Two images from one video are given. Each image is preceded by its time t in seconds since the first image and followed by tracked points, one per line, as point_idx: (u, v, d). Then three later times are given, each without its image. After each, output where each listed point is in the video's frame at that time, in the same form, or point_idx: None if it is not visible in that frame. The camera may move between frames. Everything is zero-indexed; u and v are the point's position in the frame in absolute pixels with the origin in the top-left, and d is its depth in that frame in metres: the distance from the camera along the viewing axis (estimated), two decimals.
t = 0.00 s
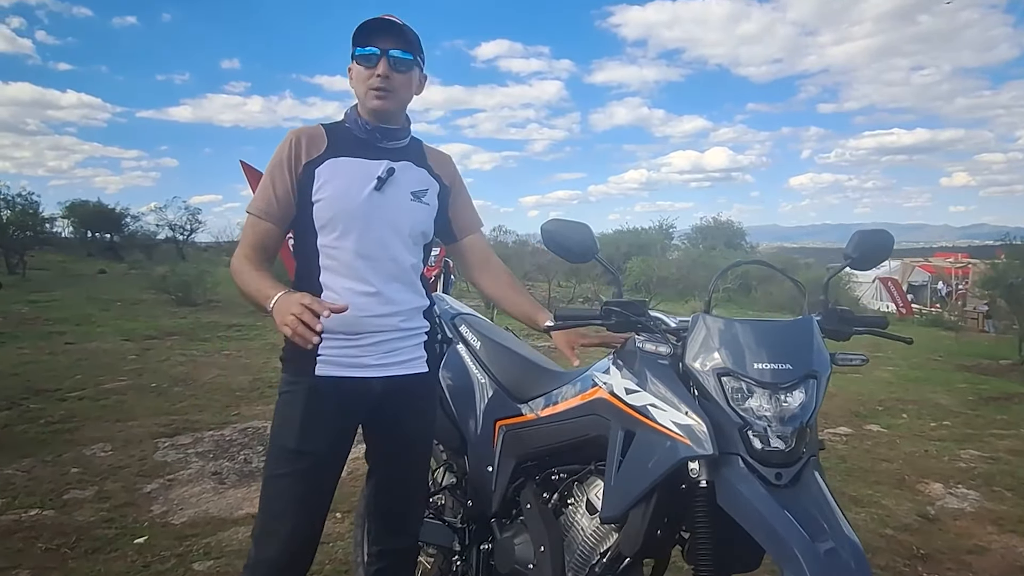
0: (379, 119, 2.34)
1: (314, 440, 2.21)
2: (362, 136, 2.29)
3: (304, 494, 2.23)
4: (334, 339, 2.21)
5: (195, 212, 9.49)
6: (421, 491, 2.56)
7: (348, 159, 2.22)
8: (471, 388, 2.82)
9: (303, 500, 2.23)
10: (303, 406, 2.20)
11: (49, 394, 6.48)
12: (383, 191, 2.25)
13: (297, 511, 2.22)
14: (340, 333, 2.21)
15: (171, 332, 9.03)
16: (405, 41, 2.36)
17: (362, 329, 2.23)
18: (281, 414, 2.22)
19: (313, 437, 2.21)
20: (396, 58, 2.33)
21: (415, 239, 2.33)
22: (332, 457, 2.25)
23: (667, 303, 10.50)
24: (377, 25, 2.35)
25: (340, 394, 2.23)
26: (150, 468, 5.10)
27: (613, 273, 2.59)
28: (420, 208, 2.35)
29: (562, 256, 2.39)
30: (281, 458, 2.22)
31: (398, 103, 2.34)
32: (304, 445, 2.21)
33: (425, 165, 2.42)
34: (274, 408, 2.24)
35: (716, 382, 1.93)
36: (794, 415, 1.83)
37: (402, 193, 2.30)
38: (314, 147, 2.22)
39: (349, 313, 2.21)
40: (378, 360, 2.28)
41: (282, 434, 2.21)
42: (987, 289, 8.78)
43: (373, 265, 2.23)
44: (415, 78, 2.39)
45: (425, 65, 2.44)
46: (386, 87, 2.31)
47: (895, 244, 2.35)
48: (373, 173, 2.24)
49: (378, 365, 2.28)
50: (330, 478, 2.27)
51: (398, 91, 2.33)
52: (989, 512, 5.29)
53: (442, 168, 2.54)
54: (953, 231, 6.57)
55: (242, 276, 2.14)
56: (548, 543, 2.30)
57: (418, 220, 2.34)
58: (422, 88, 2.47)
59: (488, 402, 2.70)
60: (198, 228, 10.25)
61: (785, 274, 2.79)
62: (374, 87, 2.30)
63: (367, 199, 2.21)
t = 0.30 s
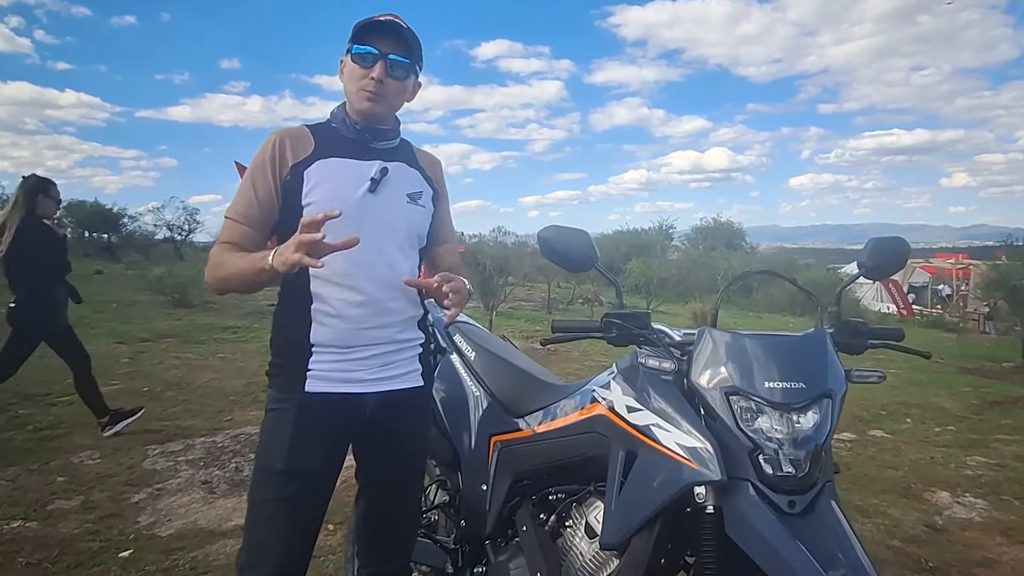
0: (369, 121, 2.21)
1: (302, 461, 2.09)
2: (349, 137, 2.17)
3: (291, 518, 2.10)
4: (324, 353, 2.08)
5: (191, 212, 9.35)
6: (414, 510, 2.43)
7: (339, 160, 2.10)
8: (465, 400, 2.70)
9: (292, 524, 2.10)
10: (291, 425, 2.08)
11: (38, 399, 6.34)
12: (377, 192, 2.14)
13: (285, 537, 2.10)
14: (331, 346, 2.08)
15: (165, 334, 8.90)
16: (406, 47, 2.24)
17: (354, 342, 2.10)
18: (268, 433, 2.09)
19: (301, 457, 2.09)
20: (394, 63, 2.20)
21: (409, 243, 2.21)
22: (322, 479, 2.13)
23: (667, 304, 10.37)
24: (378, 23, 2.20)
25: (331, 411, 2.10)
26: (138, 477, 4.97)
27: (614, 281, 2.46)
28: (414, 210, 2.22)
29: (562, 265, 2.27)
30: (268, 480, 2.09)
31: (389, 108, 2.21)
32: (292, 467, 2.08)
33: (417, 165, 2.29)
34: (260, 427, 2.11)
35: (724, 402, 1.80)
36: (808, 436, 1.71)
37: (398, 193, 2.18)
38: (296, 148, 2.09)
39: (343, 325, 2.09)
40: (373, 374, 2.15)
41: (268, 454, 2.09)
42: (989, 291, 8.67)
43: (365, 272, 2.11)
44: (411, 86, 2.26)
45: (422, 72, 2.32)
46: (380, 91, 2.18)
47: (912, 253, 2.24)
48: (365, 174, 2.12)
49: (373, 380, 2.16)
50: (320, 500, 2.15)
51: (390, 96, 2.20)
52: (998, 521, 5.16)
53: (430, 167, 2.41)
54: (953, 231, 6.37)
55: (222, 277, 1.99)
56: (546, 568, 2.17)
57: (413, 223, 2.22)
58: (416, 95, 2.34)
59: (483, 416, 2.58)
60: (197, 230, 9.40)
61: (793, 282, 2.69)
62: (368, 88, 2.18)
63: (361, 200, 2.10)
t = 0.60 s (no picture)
0: (358, 117, 2.11)
1: (281, 477, 1.99)
2: (335, 135, 2.07)
3: (270, 536, 2.00)
4: (305, 362, 1.98)
5: (190, 213, 9.29)
6: (404, 525, 2.34)
7: (319, 159, 2.00)
8: (460, 409, 2.60)
9: (269, 541, 2.01)
10: (268, 438, 1.97)
11: (29, 403, 6.25)
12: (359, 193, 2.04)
13: (263, 555, 2.00)
14: (312, 355, 1.98)
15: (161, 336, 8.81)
16: (404, 43, 2.13)
17: (336, 350, 2.00)
18: (245, 447, 1.99)
19: (279, 472, 1.99)
20: (390, 58, 2.09)
21: (396, 246, 2.12)
22: (302, 494, 2.03)
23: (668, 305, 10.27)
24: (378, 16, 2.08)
25: (312, 423, 2.00)
26: (128, 484, 4.86)
27: (613, 284, 2.35)
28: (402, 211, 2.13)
29: (561, 270, 2.17)
30: (245, 496, 1.99)
31: (379, 105, 2.11)
32: (270, 483, 1.98)
33: (406, 165, 2.20)
34: (237, 440, 2.01)
35: (733, 417, 1.70)
36: (823, 454, 1.61)
37: (382, 194, 2.08)
38: (281, 146, 1.98)
39: (323, 332, 1.99)
40: (356, 385, 2.05)
41: (245, 469, 1.98)
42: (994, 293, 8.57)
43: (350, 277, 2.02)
44: (405, 84, 2.16)
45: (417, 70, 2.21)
46: (372, 87, 2.07)
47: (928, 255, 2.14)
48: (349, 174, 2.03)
49: (356, 391, 2.05)
50: (299, 516, 2.05)
51: (383, 93, 2.10)
52: (1007, 529, 5.05)
53: (421, 166, 2.31)
54: (954, 232, 6.25)
55: (217, 276, 1.86)
56: None
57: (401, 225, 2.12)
58: (411, 93, 2.23)
59: (478, 426, 2.47)
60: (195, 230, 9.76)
61: (799, 286, 2.59)
62: (359, 83, 2.07)
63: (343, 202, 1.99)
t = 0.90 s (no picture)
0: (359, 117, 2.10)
1: (281, 477, 1.98)
2: (334, 133, 2.06)
3: (270, 538, 1.99)
4: (305, 362, 1.97)
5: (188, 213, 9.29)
6: (404, 526, 2.33)
7: (319, 158, 1.99)
8: (461, 409, 2.58)
9: (270, 542, 1.99)
10: (268, 439, 1.96)
11: (30, 403, 6.24)
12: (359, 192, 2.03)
13: (262, 557, 1.99)
14: (312, 355, 1.97)
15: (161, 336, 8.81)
16: (405, 40, 2.12)
17: (337, 350, 1.99)
18: (246, 447, 1.98)
19: (279, 473, 1.97)
20: (391, 57, 2.08)
21: (396, 245, 2.11)
22: (302, 495, 2.02)
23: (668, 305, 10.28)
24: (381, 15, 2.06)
25: (313, 423, 1.99)
26: (128, 484, 4.85)
27: (614, 284, 2.34)
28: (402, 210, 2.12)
29: (563, 270, 2.16)
30: (246, 497, 1.98)
31: (380, 104, 2.10)
32: (270, 484, 1.97)
33: (405, 164, 2.19)
34: (237, 440, 2.00)
35: (736, 416, 1.69)
36: (827, 453, 1.60)
37: (383, 193, 2.08)
38: (280, 144, 1.97)
39: (324, 332, 1.98)
40: (358, 385, 2.04)
41: (245, 470, 1.97)
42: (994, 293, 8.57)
43: (350, 276, 2.01)
44: (406, 81, 2.15)
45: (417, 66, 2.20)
46: (373, 87, 2.06)
47: (933, 254, 2.13)
48: (348, 174, 2.02)
49: (357, 391, 2.04)
50: (300, 517, 2.04)
51: (384, 92, 2.09)
52: (1008, 530, 5.04)
53: (420, 164, 2.30)
54: (954, 233, 6.25)
55: (214, 279, 1.85)
56: None
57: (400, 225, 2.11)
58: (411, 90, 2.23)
59: (479, 427, 2.46)
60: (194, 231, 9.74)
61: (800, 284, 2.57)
62: (360, 83, 2.05)
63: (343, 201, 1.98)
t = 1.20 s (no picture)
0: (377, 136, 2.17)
1: (284, 479, 2.00)
2: (339, 143, 2.09)
3: (272, 540, 2.01)
4: (309, 366, 1.99)
5: (183, 218, 9.30)
6: (404, 529, 2.35)
7: (323, 166, 2.02)
8: (460, 413, 2.61)
9: (273, 544, 2.02)
10: (272, 442, 1.98)
11: (25, 407, 6.23)
12: (363, 201, 2.06)
13: (265, 558, 2.01)
14: (316, 358, 2.00)
15: (156, 340, 8.81)
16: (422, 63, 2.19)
17: (340, 354, 2.01)
18: (249, 449, 2.00)
19: (283, 475, 2.00)
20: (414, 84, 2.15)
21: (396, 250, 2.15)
22: (305, 497, 2.04)
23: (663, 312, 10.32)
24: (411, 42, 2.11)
25: (317, 426, 2.01)
26: (124, 488, 4.85)
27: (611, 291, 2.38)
28: (402, 217, 2.16)
29: (561, 275, 2.19)
30: (249, 499, 2.00)
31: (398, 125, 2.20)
32: (274, 486, 1.99)
33: (405, 171, 2.23)
34: (241, 443, 2.02)
35: (731, 419, 1.72)
36: (819, 456, 1.63)
37: (385, 200, 2.11)
38: (284, 152, 2.00)
39: (327, 336, 2.00)
40: (361, 388, 2.06)
41: (249, 473, 1.99)
42: (986, 302, 8.63)
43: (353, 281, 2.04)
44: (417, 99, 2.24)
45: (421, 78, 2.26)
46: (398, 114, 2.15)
47: (923, 263, 2.17)
48: (352, 182, 2.05)
49: (360, 394, 2.06)
50: (303, 518, 2.07)
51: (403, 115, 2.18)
52: (1000, 537, 5.07)
53: (418, 172, 2.34)
54: (948, 243, 6.28)
55: (218, 287, 1.89)
56: None
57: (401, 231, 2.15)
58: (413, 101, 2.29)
59: (478, 430, 2.49)
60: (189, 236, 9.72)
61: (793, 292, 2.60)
62: (388, 111, 2.12)
63: (346, 208, 2.02)
